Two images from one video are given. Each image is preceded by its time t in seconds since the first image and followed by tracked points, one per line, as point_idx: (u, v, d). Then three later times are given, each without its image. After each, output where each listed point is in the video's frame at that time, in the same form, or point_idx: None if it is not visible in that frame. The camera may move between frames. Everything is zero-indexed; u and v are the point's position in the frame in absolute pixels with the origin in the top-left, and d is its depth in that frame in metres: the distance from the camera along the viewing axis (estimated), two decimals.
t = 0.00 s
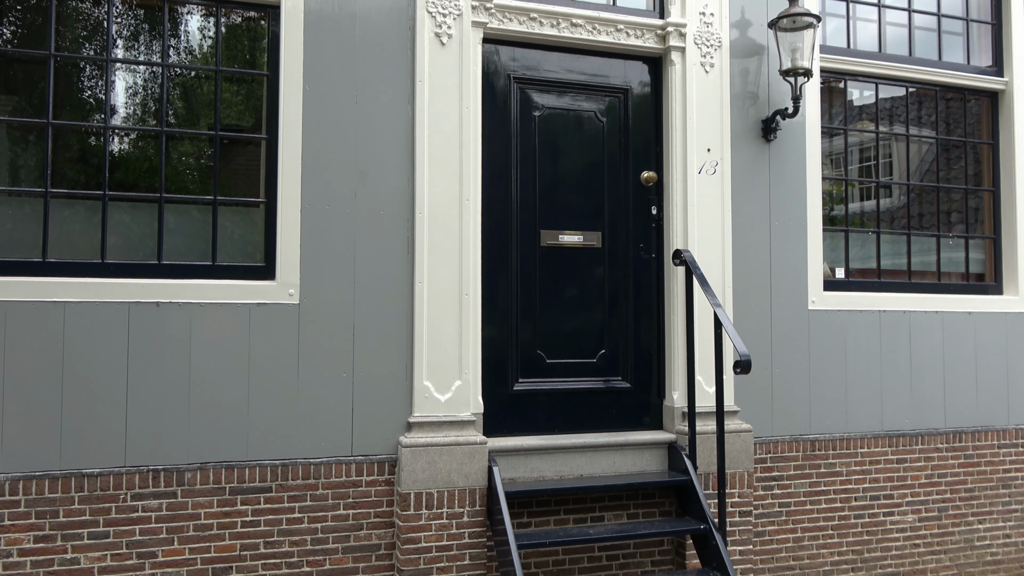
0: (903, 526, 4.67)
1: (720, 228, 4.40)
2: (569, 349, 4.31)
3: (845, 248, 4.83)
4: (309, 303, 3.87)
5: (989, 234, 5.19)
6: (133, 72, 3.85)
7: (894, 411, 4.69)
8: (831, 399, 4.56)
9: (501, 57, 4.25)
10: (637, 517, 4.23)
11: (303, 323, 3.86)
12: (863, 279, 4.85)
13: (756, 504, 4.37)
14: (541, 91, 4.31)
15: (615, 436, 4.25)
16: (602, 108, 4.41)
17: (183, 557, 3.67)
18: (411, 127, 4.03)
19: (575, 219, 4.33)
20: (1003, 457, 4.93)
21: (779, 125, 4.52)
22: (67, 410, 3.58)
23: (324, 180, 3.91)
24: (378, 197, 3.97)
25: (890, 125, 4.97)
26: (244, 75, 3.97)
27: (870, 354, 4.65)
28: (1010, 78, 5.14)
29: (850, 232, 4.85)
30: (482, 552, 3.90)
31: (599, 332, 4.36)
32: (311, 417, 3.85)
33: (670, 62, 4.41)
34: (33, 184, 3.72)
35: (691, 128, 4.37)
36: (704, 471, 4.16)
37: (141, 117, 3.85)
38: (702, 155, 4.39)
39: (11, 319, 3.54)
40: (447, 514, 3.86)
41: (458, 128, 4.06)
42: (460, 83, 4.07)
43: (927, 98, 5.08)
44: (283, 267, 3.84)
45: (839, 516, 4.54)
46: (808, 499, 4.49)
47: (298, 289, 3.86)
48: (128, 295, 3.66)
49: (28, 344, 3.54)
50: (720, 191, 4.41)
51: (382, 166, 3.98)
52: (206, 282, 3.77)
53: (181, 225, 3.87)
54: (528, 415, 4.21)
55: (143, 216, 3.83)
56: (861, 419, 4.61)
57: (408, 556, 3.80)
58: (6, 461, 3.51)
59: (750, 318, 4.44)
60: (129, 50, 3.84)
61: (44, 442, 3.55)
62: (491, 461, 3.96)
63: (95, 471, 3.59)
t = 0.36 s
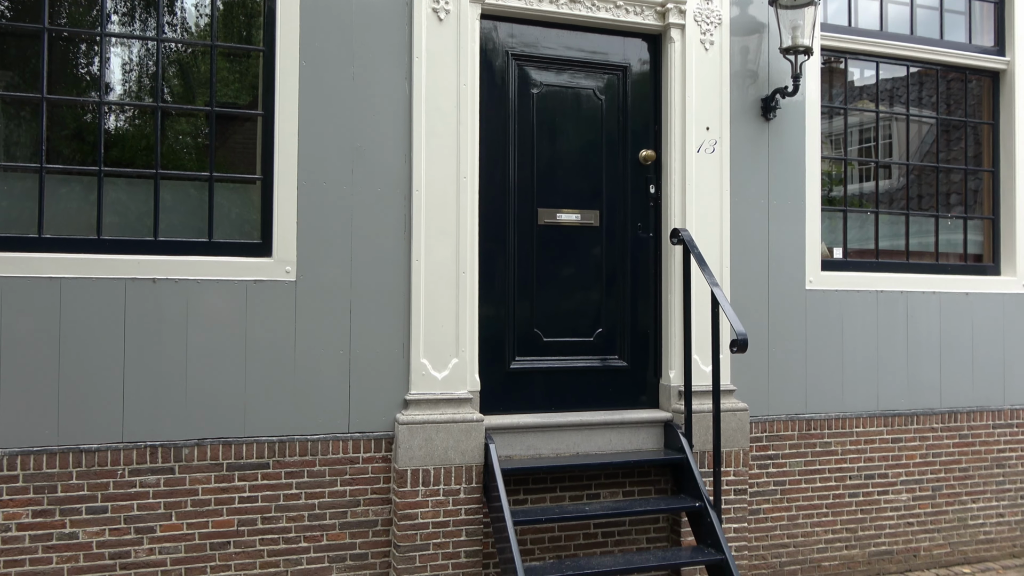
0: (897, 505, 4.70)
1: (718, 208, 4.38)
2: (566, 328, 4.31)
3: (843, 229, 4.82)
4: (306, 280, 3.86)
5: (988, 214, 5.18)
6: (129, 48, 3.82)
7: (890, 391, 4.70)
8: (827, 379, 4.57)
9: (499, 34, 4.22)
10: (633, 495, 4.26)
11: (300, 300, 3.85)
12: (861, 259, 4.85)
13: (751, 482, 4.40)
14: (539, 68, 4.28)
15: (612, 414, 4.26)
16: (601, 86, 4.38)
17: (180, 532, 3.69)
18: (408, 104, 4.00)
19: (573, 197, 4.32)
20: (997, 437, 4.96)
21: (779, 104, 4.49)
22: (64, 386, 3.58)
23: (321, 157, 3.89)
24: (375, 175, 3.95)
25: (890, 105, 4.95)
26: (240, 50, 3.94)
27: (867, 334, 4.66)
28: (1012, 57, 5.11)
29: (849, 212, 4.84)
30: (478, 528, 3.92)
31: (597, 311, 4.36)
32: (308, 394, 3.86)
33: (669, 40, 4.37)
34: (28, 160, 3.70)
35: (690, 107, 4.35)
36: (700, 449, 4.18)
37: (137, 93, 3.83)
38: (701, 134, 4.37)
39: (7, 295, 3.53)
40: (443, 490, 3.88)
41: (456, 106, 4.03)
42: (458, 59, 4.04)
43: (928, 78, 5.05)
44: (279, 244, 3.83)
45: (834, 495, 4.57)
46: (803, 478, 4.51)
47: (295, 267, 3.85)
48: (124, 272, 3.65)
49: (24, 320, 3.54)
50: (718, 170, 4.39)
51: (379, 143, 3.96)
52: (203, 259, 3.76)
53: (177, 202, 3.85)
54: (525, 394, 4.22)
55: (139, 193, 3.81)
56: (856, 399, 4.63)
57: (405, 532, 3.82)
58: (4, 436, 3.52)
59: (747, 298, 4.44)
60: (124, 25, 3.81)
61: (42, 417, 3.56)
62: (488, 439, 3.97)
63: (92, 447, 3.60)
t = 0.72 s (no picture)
0: (891, 485, 4.73)
1: (716, 188, 4.37)
2: (563, 308, 4.31)
3: (841, 210, 4.81)
4: (302, 259, 3.85)
5: (985, 195, 5.18)
6: (123, 23, 3.78)
7: (885, 372, 4.71)
8: (823, 360, 4.58)
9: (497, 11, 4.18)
10: (628, 474, 4.27)
11: (296, 278, 3.84)
12: (859, 240, 4.84)
13: (746, 461, 4.41)
14: (537, 46, 4.25)
15: (608, 393, 4.27)
16: (599, 65, 4.35)
17: (177, 509, 3.70)
18: (405, 82, 3.98)
19: (570, 176, 4.30)
20: (992, 418, 4.98)
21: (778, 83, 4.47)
22: (60, 363, 3.57)
23: (317, 134, 3.87)
24: (371, 153, 3.93)
25: (889, 86, 4.93)
26: (235, 26, 3.90)
27: (863, 315, 4.66)
28: (1013, 38, 5.08)
29: (847, 193, 4.83)
30: (474, 506, 3.94)
31: (594, 291, 4.36)
32: (304, 373, 3.86)
33: (668, 18, 4.34)
34: (21, 136, 3.67)
35: (688, 86, 4.33)
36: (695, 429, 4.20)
37: (131, 68, 3.79)
38: (699, 113, 4.35)
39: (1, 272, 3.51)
40: (440, 468, 3.89)
41: (453, 83, 4.00)
42: (455, 37, 4.01)
43: (927, 58, 5.02)
44: (275, 222, 3.82)
45: (828, 474, 4.59)
46: (798, 458, 4.53)
47: (291, 245, 3.84)
48: (119, 249, 3.64)
49: (19, 297, 3.53)
50: (716, 149, 4.37)
51: (375, 121, 3.94)
52: (199, 237, 3.74)
53: (173, 181, 3.83)
54: (521, 372, 4.23)
55: (134, 171, 3.79)
56: (852, 379, 4.64)
57: (402, 510, 3.83)
58: None
59: (744, 278, 4.44)
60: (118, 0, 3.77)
61: (37, 394, 3.55)
62: (484, 418, 3.98)
63: (89, 424, 3.60)
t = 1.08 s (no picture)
0: (885, 465, 4.75)
1: (713, 168, 4.36)
2: (559, 288, 4.30)
3: (838, 192, 4.81)
4: (297, 238, 3.84)
5: (982, 177, 5.18)
6: None
7: (880, 353, 4.72)
8: (819, 341, 4.59)
9: None
10: (623, 453, 4.29)
11: (291, 257, 3.83)
12: (855, 222, 4.84)
13: (741, 441, 4.43)
14: (534, 24, 4.21)
15: (604, 374, 4.28)
16: (596, 44, 4.32)
17: (173, 488, 3.71)
18: (400, 60, 3.95)
19: (567, 156, 4.28)
20: (986, 399, 5.00)
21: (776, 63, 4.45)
22: (54, 342, 3.57)
23: (312, 112, 3.85)
24: (367, 132, 3.91)
25: (888, 68, 4.90)
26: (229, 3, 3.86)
27: (859, 297, 4.67)
28: (1012, 18, 5.06)
29: (844, 174, 4.82)
30: (470, 485, 3.95)
31: (590, 272, 4.35)
32: (299, 352, 3.86)
33: None
34: (13, 113, 3.64)
35: (686, 66, 4.30)
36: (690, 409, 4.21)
37: (124, 46, 3.76)
38: (697, 93, 4.33)
39: None
40: (435, 448, 3.90)
41: (449, 62, 3.98)
42: (451, 14, 3.97)
43: (926, 38, 5.00)
44: (270, 201, 3.80)
45: (822, 455, 4.61)
46: (793, 438, 4.55)
47: (286, 224, 3.82)
48: (114, 228, 3.62)
49: (13, 276, 3.51)
50: (714, 130, 4.36)
51: (371, 99, 3.92)
52: (193, 216, 3.73)
53: (167, 160, 3.81)
54: (517, 353, 4.23)
55: (128, 150, 3.76)
56: (847, 360, 4.65)
57: (397, 489, 3.85)
58: None
59: (740, 259, 4.44)
60: None
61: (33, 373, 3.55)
62: (480, 397, 3.99)
63: (85, 403, 3.60)
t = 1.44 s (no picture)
0: (879, 448, 4.78)
1: (710, 151, 4.34)
2: (555, 271, 4.30)
3: (835, 176, 4.79)
4: (293, 219, 3.82)
5: (980, 161, 5.17)
6: None
7: (876, 336, 4.73)
8: (815, 325, 4.60)
9: None
10: (619, 436, 4.30)
11: (287, 239, 3.82)
12: (852, 205, 4.83)
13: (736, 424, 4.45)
14: (531, 5, 4.17)
15: (600, 356, 4.28)
16: (593, 25, 4.28)
17: (169, 468, 3.71)
18: (396, 40, 3.91)
19: (564, 138, 4.26)
20: (980, 383, 5.02)
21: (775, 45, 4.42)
22: (49, 323, 3.56)
23: (307, 92, 3.82)
24: (362, 113, 3.89)
25: (887, 51, 4.88)
26: None
27: (855, 280, 4.67)
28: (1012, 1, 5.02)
29: (842, 158, 4.81)
30: (465, 467, 3.96)
31: (586, 254, 4.34)
32: (295, 334, 3.85)
33: None
34: (5, 93, 3.61)
35: (684, 47, 4.27)
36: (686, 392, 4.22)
37: (117, 25, 3.72)
38: (695, 75, 4.30)
39: None
40: (431, 430, 3.91)
41: (445, 42, 3.94)
42: None
43: (926, 20, 4.97)
44: (265, 182, 3.78)
45: (817, 438, 4.63)
46: (787, 421, 4.57)
47: (281, 205, 3.81)
48: (108, 209, 3.60)
49: (6, 256, 3.49)
50: (711, 112, 4.34)
51: (366, 80, 3.89)
52: (188, 197, 3.71)
53: (161, 141, 3.78)
54: (513, 335, 4.23)
55: (122, 130, 3.74)
56: (843, 344, 4.66)
57: (393, 470, 3.86)
58: None
59: (737, 242, 4.43)
60: None
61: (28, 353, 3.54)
62: (476, 379, 3.99)
63: (80, 384, 3.59)
